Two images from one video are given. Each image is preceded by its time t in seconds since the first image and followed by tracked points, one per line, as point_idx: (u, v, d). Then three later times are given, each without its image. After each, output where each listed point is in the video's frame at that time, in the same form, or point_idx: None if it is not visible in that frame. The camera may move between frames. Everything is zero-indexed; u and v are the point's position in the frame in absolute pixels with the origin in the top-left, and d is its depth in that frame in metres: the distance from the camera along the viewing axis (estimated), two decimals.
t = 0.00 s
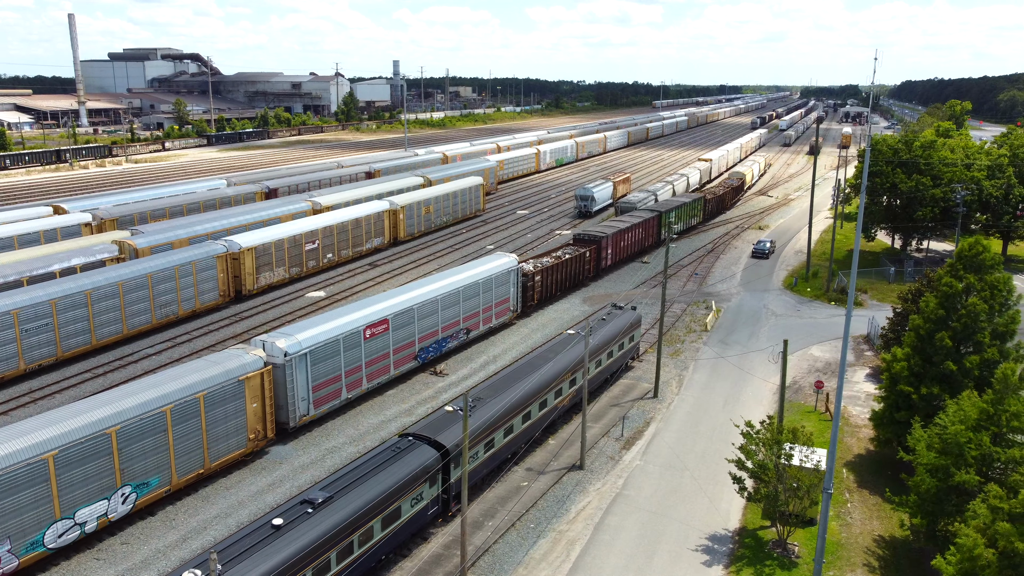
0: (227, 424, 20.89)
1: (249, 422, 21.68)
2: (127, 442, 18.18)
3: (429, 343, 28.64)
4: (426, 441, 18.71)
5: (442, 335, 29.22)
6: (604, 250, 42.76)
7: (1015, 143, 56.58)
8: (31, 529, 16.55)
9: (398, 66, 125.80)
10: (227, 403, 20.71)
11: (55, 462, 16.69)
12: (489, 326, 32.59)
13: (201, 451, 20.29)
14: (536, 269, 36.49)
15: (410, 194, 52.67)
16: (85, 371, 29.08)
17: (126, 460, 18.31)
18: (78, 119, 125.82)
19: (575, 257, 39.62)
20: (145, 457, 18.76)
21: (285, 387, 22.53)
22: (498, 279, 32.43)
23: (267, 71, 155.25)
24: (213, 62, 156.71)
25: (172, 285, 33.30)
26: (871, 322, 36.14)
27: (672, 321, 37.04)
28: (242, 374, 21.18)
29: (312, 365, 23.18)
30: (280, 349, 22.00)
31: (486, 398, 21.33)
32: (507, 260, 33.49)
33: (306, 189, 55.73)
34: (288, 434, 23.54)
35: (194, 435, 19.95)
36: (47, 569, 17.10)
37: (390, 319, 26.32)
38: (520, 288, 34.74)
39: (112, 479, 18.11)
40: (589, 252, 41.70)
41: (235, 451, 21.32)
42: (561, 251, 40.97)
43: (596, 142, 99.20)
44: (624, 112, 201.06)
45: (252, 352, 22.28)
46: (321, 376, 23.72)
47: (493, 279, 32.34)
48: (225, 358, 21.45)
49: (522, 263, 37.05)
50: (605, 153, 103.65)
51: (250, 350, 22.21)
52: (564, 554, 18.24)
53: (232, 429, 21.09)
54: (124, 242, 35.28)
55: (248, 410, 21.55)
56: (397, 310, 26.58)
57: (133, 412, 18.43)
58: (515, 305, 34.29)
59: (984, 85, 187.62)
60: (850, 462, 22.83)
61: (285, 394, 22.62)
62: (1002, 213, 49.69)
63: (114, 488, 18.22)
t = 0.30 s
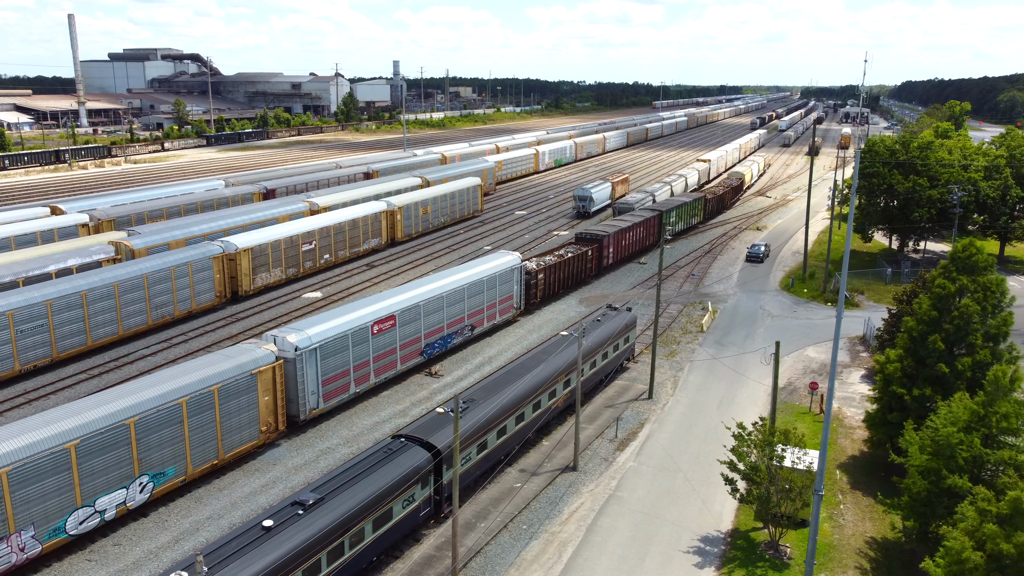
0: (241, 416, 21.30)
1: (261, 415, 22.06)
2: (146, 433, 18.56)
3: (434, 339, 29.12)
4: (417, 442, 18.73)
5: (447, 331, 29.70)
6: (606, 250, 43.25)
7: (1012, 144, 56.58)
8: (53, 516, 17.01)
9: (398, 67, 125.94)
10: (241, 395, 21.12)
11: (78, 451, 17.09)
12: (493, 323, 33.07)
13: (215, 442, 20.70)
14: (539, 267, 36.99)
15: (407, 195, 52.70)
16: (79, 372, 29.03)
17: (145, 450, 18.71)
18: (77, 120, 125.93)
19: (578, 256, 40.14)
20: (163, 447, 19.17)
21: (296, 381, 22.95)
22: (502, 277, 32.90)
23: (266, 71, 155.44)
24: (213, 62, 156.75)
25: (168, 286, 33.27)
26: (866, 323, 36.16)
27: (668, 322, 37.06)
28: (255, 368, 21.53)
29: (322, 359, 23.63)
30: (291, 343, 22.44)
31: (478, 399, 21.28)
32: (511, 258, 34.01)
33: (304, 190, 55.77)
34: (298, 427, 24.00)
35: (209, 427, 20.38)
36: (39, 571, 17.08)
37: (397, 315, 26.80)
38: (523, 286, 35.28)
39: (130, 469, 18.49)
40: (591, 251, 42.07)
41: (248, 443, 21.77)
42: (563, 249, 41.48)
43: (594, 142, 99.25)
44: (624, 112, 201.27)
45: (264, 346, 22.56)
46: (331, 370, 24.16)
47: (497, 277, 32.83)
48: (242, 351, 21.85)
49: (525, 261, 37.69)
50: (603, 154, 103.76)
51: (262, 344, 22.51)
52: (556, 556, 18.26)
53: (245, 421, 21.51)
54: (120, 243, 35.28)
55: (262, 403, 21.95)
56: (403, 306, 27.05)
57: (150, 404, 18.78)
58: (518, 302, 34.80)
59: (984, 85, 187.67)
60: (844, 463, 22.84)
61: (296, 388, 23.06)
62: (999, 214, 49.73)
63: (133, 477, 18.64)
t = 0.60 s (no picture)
0: (252, 408, 21.97)
1: (272, 408, 22.76)
2: (161, 423, 19.22)
3: (440, 336, 29.76)
4: (409, 443, 18.78)
5: (452, 327, 30.34)
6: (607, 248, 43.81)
7: (1009, 145, 56.62)
8: (74, 503, 17.68)
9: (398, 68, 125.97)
10: (253, 388, 21.78)
11: (96, 441, 17.76)
12: (497, 320, 33.69)
13: (228, 433, 21.36)
14: (542, 265, 37.77)
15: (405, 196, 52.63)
16: (75, 373, 29.03)
17: (160, 440, 19.37)
18: (77, 120, 125.94)
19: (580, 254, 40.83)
20: (178, 438, 19.84)
21: (306, 375, 23.61)
22: (505, 275, 33.48)
23: (267, 72, 155.52)
24: (212, 63, 156.62)
25: (164, 287, 33.27)
26: (862, 324, 36.15)
27: (664, 323, 37.07)
28: (266, 362, 22.24)
29: (331, 354, 24.26)
30: (301, 339, 23.08)
31: (471, 401, 21.31)
32: (514, 256, 34.61)
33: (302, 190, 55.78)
34: (308, 421, 24.63)
35: (222, 419, 21.02)
36: (31, 572, 17.08)
37: (403, 312, 27.43)
38: (526, 284, 35.96)
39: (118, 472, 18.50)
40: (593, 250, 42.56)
41: (260, 434, 22.43)
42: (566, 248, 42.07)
43: (593, 142, 99.25)
44: (624, 113, 201.30)
45: (275, 341, 23.47)
46: (339, 365, 24.80)
47: (501, 275, 33.43)
48: (252, 346, 22.69)
49: (529, 259, 38.22)
50: (602, 154, 103.70)
51: (272, 339, 23.41)
52: (548, 557, 18.28)
53: (256, 413, 22.17)
54: (116, 245, 35.24)
55: (273, 396, 22.62)
56: (410, 303, 27.68)
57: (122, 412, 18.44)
58: (522, 300, 35.44)
59: (984, 86, 187.62)
60: (837, 465, 22.86)
61: (305, 381, 23.71)
62: (996, 215, 49.83)
63: (150, 467, 19.31)
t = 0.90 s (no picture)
0: (266, 401, 22.51)
1: (284, 401, 23.19)
2: (178, 415, 19.78)
3: (446, 332, 30.30)
4: (401, 443, 18.84)
5: (458, 324, 30.88)
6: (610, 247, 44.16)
7: (1009, 146, 56.57)
8: (95, 491, 18.25)
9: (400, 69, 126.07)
10: (265, 380, 22.28)
11: (116, 431, 18.32)
12: (501, 317, 34.24)
13: (242, 425, 21.88)
14: (547, 263, 38.29)
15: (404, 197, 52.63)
16: (72, 374, 29.07)
17: (177, 431, 19.93)
18: (80, 121, 126.15)
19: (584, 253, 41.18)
20: (194, 429, 20.38)
21: (317, 369, 24.11)
22: (509, 273, 34.02)
23: (269, 73, 155.72)
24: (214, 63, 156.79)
25: (162, 288, 33.31)
26: (860, 325, 36.10)
27: (661, 324, 37.07)
28: (278, 356, 22.71)
29: (341, 349, 24.82)
30: (312, 334, 23.58)
31: (464, 402, 21.32)
32: (518, 254, 35.13)
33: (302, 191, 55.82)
34: (318, 415, 25.16)
35: (236, 411, 21.53)
36: (24, 572, 17.10)
37: (411, 309, 27.96)
38: (531, 282, 36.51)
39: (112, 473, 18.54)
40: (597, 248, 43.10)
41: (272, 427, 22.92)
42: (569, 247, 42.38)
43: (594, 143, 99.24)
44: (626, 113, 201.32)
45: (286, 336, 23.93)
46: (349, 360, 25.33)
47: (505, 272, 33.96)
48: (265, 340, 23.10)
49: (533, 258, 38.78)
50: (604, 155, 103.65)
51: (284, 334, 23.81)
52: (540, 559, 18.30)
53: (268, 406, 22.66)
54: (114, 245, 35.28)
55: (284, 389, 23.09)
56: (417, 300, 28.21)
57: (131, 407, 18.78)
58: (526, 298, 35.98)
59: (987, 86, 187.30)
60: (831, 466, 22.86)
61: (316, 375, 24.20)
62: (995, 216, 49.82)
63: (166, 456, 19.86)
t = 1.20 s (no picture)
0: (279, 394, 23.12)
1: (296, 394, 23.86)
2: (194, 407, 20.30)
3: (453, 329, 30.91)
4: (395, 446, 18.87)
5: (465, 321, 31.49)
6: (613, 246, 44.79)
7: (1010, 147, 56.39)
8: (116, 479, 18.85)
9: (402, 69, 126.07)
10: (278, 374, 22.88)
11: (136, 421, 18.89)
12: (507, 314, 34.80)
13: (255, 417, 22.49)
14: (551, 262, 39.17)
15: (403, 197, 52.70)
16: (70, 374, 29.11)
17: (194, 422, 20.51)
18: (84, 121, 126.33)
19: (588, 252, 41.85)
20: (211, 421, 20.99)
21: (328, 364, 24.71)
22: (515, 271, 34.57)
23: (272, 73, 155.91)
24: (218, 63, 156.84)
25: (160, 288, 33.35)
26: (858, 326, 36.03)
27: (660, 325, 37.05)
28: (291, 350, 23.30)
29: (351, 344, 25.40)
30: (324, 329, 24.15)
31: (459, 403, 21.33)
32: (524, 253, 35.67)
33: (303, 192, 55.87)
34: (329, 408, 25.73)
35: (250, 403, 22.14)
36: (18, 572, 17.11)
37: (419, 305, 28.54)
38: (536, 280, 37.11)
39: (131, 462, 19.12)
40: (600, 247, 43.85)
41: (285, 419, 23.57)
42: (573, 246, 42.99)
43: (596, 144, 99.21)
44: (629, 114, 201.26)
45: (298, 331, 24.48)
46: (359, 354, 25.91)
47: (511, 270, 34.51)
48: (277, 335, 23.70)
49: (537, 256, 39.65)
50: (606, 155, 103.56)
51: (296, 328, 24.33)
52: (534, 559, 18.34)
53: (282, 399, 23.29)
54: (114, 245, 35.31)
55: (297, 382, 23.72)
56: (425, 297, 28.79)
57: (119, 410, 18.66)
58: (532, 295, 36.58)
59: (991, 86, 186.73)
60: (827, 468, 22.84)
61: (327, 369, 24.80)
62: (995, 216, 49.69)
63: (184, 447, 20.46)
